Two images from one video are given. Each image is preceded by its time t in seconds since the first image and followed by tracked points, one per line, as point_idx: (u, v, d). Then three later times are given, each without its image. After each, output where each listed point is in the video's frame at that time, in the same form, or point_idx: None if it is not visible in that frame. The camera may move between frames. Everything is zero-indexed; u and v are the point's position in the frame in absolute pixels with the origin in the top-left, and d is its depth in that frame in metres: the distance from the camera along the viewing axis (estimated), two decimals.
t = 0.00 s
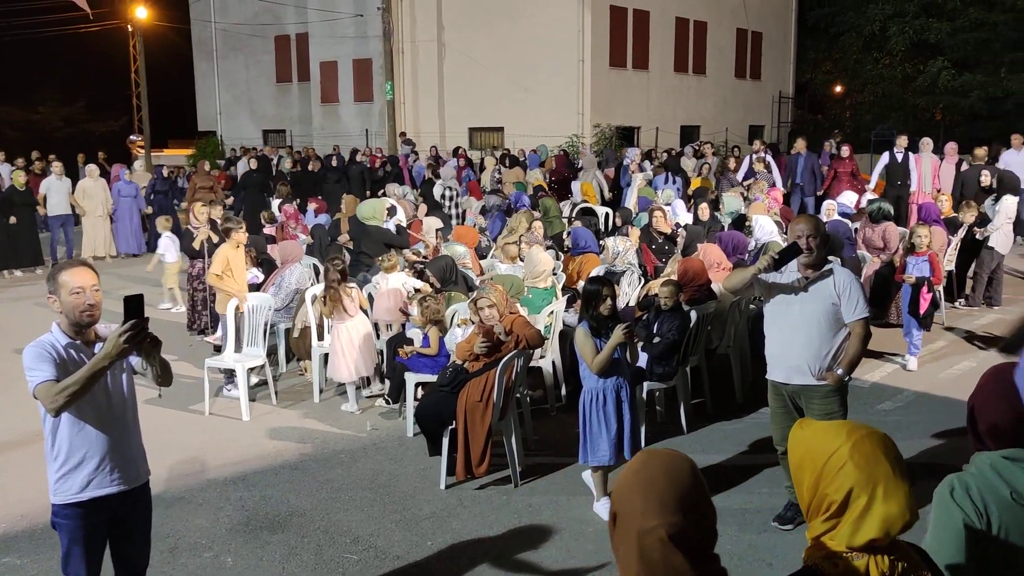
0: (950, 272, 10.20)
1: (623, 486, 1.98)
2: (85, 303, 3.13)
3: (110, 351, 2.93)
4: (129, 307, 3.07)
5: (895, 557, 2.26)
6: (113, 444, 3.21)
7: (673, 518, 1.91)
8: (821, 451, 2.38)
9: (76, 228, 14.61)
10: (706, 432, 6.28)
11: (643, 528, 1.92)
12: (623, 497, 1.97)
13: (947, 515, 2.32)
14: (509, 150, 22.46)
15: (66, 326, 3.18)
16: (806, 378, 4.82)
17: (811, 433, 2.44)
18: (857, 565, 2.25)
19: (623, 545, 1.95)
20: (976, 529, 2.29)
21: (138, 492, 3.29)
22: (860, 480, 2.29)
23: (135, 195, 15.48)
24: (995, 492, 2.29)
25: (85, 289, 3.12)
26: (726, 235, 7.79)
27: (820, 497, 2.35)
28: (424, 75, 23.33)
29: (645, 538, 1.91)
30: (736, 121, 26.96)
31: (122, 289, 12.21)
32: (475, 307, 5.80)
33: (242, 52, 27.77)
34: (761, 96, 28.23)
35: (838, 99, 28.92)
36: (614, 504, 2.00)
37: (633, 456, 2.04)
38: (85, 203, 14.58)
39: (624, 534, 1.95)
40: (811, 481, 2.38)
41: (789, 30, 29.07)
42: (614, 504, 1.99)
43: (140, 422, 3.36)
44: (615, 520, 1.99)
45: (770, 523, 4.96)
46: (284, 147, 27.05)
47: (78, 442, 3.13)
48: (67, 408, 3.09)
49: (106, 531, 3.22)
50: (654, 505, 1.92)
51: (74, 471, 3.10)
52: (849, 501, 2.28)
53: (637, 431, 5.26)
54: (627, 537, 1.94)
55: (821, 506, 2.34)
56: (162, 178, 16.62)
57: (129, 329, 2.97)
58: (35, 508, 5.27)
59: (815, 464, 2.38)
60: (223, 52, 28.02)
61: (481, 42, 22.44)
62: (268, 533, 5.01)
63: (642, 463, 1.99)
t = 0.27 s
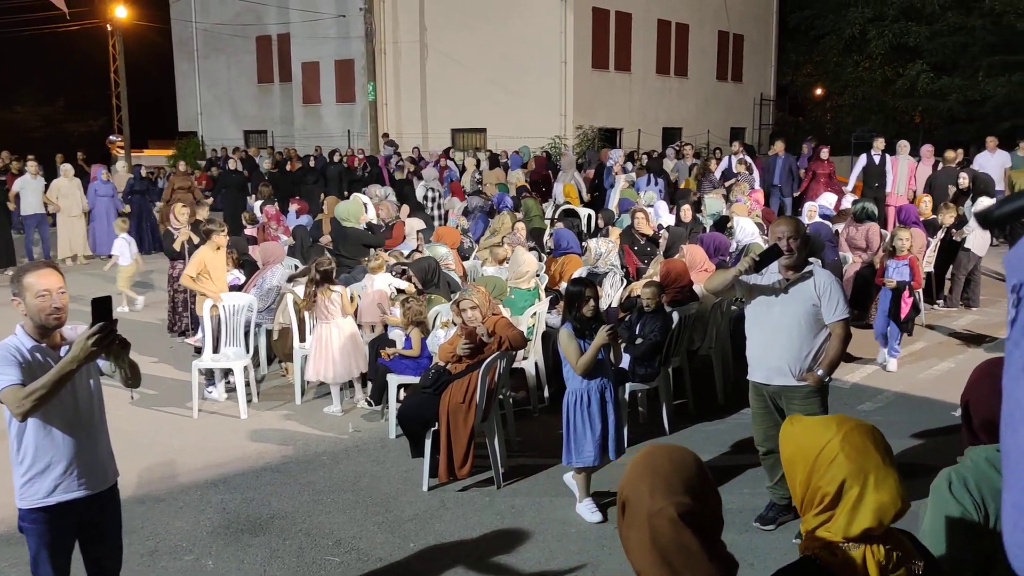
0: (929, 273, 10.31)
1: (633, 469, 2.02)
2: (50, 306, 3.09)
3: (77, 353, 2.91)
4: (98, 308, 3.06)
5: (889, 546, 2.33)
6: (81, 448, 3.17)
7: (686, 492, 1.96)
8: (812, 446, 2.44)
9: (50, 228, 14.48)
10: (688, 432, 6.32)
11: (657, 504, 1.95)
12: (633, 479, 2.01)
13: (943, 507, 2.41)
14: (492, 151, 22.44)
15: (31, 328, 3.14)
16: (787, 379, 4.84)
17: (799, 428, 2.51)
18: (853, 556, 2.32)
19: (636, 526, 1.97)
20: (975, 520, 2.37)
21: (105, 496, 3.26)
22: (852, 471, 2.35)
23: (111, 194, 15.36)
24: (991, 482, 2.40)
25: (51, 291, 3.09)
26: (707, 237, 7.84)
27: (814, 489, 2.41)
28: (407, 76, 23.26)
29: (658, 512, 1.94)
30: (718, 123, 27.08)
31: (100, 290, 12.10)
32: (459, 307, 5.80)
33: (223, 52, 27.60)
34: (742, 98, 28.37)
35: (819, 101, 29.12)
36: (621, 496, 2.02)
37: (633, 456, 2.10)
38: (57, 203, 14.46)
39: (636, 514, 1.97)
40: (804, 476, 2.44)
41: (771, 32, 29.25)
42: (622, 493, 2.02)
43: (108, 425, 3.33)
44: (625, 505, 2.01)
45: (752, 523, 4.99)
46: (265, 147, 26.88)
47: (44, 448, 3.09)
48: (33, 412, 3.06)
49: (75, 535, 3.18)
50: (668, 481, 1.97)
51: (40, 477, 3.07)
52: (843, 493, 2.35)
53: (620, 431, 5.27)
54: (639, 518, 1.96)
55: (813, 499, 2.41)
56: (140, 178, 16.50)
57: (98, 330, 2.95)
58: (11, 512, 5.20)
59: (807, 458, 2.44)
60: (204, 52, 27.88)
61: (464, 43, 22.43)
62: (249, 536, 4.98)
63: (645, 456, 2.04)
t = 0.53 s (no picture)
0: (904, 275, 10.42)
1: (595, 468, 2.11)
2: (13, 310, 3.06)
3: (41, 358, 2.89)
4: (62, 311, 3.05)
5: (871, 543, 2.37)
6: (47, 452, 3.13)
7: (651, 466, 2.07)
8: (799, 443, 2.45)
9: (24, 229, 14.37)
10: (666, 433, 6.35)
11: (629, 482, 2.03)
12: (599, 474, 2.09)
13: (912, 505, 2.37)
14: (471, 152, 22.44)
15: None
16: (764, 380, 4.86)
17: (783, 425, 2.52)
18: (835, 552, 2.37)
19: (616, 511, 2.03)
20: (941, 516, 2.33)
21: (71, 499, 3.22)
22: (838, 470, 2.37)
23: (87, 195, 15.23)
24: (959, 481, 2.34)
25: (14, 294, 3.06)
26: (686, 238, 7.89)
27: (799, 486, 2.45)
28: (386, 77, 23.19)
29: (633, 488, 2.02)
30: (696, 126, 27.24)
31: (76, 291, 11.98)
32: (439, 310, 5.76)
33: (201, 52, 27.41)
34: (721, 102, 28.55)
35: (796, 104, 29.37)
36: (592, 491, 2.09)
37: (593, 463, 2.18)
38: (32, 204, 14.31)
39: (611, 501, 2.04)
40: (789, 473, 2.47)
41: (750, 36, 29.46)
42: (592, 486, 2.09)
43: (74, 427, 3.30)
44: (598, 501, 2.07)
45: (731, 523, 5.02)
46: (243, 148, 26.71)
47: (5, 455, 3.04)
48: None
49: (42, 538, 3.15)
50: (631, 463, 2.08)
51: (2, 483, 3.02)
52: (828, 490, 2.39)
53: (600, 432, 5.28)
54: (616, 502, 2.03)
55: (799, 496, 2.45)
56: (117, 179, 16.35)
57: (61, 336, 2.94)
58: None
59: (792, 454, 2.46)
60: (181, 52, 27.67)
61: (443, 45, 22.41)
62: (226, 539, 4.95)
63: (607, 455, 2.14)
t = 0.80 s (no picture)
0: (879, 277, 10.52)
1: (524, 479, 2.09)
2: None
3: (8, 361, 2.86)
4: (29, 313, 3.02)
5: (834, 552, 2.30)
6: (14, 456, 3.08)
7: (579, 470, 2.10)
8: (769, 451, 2.43)
9: None
10: (644, 434, 6.38)
11: (562, 479, 2.04)
12: (529, 483, 2.07)
13: (866, 503, 2.45)
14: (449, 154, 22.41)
15: None
16: (741, 381, 4.90)
17: (754, 435, 2.50)
18: (797, 558, 2.28)
19: (551, 507, 2.00)
20: (893, 519, 2.40)
21: (42, 501, 3.18)
22: (805, 477, 2.34)
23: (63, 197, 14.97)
24: (913, 480, 2.42)
25: None
26: (664, 240, 7.94)
27: (767, 495, 2.40)
28: (364, 80, 23.11)
29: (565, 484, 2.02)
30: (674, 129, 27.37)
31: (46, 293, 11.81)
32: (417, 312, 5.80)
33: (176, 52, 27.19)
34: (698, 104, 28.72)
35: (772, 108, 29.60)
36: (526, 499, 2.04)
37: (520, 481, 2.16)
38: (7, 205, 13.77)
39: (544, 500, 2.01)
40: (757, 482, 2.43)
41: (726, 40, 29.69)
42: (526, 493, 2.05)
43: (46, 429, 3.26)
44: (529, 505, 2.03)
45: (707, 524, 5.04)
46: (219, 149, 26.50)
47: None
48: None
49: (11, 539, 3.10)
50: (559, 468, 2.09)
51: None
52: (793, 497, 2.33)
53: (577, 433, 5.29)
54: (549, 500, 2.01)
55: (766, 504, 2.40)
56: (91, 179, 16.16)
57: (29, 338, 2.91)
58: None
59: (761, 464, 2.43)
60: (156, 52, 27.43)
61: (421, 46, 22.39)
62: (202, 542, 4.90)
63: (534, 467, 2.14)
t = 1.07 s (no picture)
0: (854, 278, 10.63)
1: (480, 485, 2.12)
2: None
3: None
4: None
5: (805, 556, 2.33)
6: None
7: (532, 473, 2.16)
8: (739, 458, 2.42)
9: None
10: (621, 435, 6.40)
11: (512, 481, 2.09)
12: (484, 489, 2.11)
13: (838, 496, 2.48)
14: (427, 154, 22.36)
15: None
16: (718, 381, 4.92)
17: (724, 441, 2.50)
18: (768, 563, 2.31)
19: (505, 506, 2.05)
20: (863, 509, 2.43)
21: (18, 503, 3.15)
22: (777, 484, 2.34)
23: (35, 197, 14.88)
24: (885, 474, 2.45)
25: None
26: (641, 241, 7.99)
27: (738, 500, 2.40)
28: (342, 80, 23.02)
29: (518, 484, 2.08)
30: (652, 130, 27.48)
31: (17, 293, 11.65)
32: (394, 312, 5.81)
33: (151, 51, 26.94)
34: (676, 106, 28.86)
35: (749, 110, 29.79)
36: (482, 504, 2.09)
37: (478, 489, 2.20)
38: None
39: (497, 502, 2.06)
40: (728, 489, 2.43)
41: (704, 42, 29.86)
42: (482, 497, 2.10)
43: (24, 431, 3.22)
44: (485, 509, 2.08)
45: (684, 524, 5.06)
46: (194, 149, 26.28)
47: None
48: None
49: None
50: (512, 473, 2.15)
51: None
52: (764, 503, 2.34)
53: (554, 434, 5.30)
54: (503, 501, 2.06)
55: (737, 510, 2.40)
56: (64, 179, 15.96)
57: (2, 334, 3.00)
58: None
59: (732, 470, 2.43)
60: (130, 50, 27.15)
61: (399, 46, 22.34)
62: (177, 545, 4.86)
63: (490, 475, 2.17)
